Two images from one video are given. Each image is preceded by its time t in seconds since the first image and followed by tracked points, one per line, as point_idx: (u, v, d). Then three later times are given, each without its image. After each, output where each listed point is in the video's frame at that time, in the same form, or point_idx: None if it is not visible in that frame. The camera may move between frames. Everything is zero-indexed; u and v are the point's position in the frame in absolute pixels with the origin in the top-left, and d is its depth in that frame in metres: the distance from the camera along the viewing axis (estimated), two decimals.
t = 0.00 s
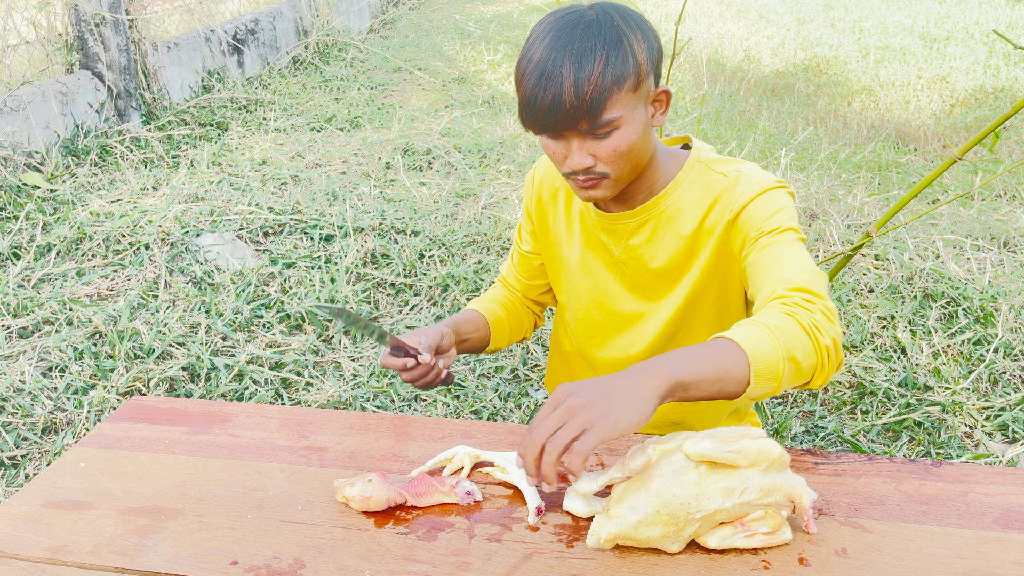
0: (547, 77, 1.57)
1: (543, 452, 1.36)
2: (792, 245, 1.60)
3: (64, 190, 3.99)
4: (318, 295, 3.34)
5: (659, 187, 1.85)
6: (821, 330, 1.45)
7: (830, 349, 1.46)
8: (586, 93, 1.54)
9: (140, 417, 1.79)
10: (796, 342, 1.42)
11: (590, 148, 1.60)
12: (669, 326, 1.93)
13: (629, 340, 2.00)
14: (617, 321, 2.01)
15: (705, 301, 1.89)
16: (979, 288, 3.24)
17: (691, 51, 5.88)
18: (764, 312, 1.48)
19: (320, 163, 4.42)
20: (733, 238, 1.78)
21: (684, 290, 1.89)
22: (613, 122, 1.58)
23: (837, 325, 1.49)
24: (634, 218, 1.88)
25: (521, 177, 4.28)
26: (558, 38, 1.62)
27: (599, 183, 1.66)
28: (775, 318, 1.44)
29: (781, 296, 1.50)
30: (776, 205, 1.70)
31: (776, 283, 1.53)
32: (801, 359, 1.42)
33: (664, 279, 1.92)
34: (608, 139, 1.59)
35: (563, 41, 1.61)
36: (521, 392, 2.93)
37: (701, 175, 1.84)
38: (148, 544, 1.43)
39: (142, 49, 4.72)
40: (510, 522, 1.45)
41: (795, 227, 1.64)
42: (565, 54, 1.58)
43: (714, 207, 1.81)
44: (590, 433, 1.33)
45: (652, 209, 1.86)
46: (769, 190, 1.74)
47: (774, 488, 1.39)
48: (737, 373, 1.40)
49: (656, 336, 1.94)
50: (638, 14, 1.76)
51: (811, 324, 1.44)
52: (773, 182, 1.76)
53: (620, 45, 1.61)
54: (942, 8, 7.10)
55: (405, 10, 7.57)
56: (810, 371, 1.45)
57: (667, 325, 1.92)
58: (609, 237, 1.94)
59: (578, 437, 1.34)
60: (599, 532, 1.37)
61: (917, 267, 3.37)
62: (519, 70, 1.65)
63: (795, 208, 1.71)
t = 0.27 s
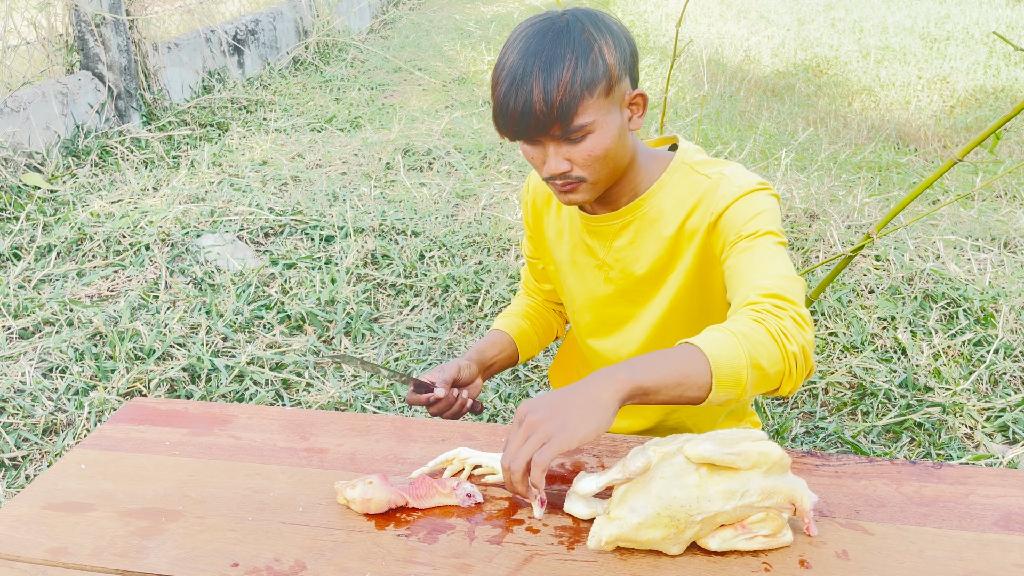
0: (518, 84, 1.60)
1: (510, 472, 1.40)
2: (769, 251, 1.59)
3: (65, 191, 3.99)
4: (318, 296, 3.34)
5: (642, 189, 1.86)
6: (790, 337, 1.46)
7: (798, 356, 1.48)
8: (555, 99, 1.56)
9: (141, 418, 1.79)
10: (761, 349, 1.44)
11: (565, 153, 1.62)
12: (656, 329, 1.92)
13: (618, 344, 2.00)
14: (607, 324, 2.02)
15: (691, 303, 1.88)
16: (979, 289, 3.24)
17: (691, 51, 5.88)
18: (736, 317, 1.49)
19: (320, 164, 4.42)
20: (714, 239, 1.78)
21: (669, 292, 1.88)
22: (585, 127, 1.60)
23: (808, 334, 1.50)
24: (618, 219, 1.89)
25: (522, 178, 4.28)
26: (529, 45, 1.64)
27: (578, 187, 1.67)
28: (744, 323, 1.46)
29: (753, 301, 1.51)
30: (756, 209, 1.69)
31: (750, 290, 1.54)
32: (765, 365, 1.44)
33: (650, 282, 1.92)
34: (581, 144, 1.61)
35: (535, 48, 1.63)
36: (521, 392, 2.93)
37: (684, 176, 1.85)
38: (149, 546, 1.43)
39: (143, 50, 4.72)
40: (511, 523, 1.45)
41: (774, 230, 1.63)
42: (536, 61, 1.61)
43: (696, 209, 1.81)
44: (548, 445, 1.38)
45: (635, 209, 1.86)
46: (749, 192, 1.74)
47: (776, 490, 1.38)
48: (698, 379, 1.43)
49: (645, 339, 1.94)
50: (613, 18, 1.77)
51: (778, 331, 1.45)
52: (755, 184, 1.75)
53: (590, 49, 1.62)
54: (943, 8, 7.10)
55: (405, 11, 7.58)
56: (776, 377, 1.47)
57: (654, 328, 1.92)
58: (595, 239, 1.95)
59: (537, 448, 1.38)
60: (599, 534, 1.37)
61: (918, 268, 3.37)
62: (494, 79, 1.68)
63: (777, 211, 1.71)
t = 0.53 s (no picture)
0: (506, 86, 1.60)
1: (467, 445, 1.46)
2: (747, 255, 1.60)
3: (64, 191, 3.99)
4: (318, 296, 3.34)
5: (632, 188, 1.86)
6: (753, 345, 1.48)
7: (760, 364, 1.48)
8: (542, 100, 1.56)
9: (140, 419, 1.79)
10: (720, 352, 1.46)
11: (554, 152, 1.61)
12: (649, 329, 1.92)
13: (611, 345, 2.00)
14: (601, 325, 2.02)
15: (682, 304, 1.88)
16: (979, 289, 3.24)
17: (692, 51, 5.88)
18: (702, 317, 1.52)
19: (320, 164, 4.42)
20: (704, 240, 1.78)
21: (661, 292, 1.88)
22: (573, 127, 1.60)
23: (776, 342, 1.51)
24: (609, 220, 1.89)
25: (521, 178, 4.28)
26: (516, 47, 1.64)
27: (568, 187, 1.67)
28: (709, 325, 1.49)
29: (723, 305, 1.53)
30: (739, 212, 1.70)
31: (722, 293, 1.56)
32: (722, 367, 1.46)
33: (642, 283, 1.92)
34: (570, 143, 1.61)
35: (521, 49, 1.63)
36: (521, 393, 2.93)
37: (673, 176, 1.85)
38: (147, 547, 1.43)
39: (143, 50, 4.72)
40: (510, 524, 1.45)
41: (754, 233, 1.64)
42: (523, 62, 1.61)
43: (685, 210, 1.81)
44: (506, 429, 1.42)
45: (626, 210, 1.86)
46: (738, 195, 1.74)
47: (775, 492, 1.38)
48: (651, 376, 1.47)
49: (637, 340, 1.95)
50: (599, 18, 1.77)
51: (742, 337, 1.47)
52: (743, 187, 1.76)
53: (577, 50, 1.62)
54: (943, 7, 7.10)
55: (405, 11, 7.58)
56: (735, 381, 1.49)
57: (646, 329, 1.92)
58: (587, 240, 1.95)
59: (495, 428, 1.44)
60: (599, 535, 1.37)
61: (918, 268, 3.37)
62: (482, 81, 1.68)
63: (761, 215, 1.71)
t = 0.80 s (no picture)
0: (499, 86, 1.59)
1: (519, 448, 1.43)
2: (757, 266, 1.60)
3: (63, 190, 3.99)
4: (316, 296, 3.33)
5: (623, 186, 1.86)
6: (775, 359, 1.50)
7: (779, 377, 1.51)
8: (536, 99, 1.56)
9: (136, 419, 1.79)
10: (747, 364, 1.46)
11: (547, 151, 1.61)
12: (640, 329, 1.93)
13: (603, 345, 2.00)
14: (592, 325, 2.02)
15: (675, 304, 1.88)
16: (978, 289, 3.23)
17: (691, 50, 5.88)
18: (729, 326, 1.51)
19: (319, 163, 4.41)
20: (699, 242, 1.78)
21: (654, 292, 1.88)
22: (566, 126, 1.59)
23: (792, 356, 1.54)
24: (601, 219, 1.88)
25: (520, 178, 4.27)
26: (508, 47, 1.64)
27: (560, 185, 1.67)
28: (737, 335, 1.48)
29: (747, 315, 1.52)
30: (737, 220, 1.70)
31: (742, 302, 1.55)
32: (747, 380, 1.47)
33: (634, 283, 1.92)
34: (563, 142, 1.60)
35: (514, 49, 1.63)
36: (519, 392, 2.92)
37: (666, 176, 1.85)
38: (142, 547, 1.42)
39: (142, 49, 4.72)
40: (506, 524, 1.44)
41: (761, 242, 1.65)
42: (515, 62, 1.61)
43: (679, 211, 1.81)
44: (566, 422, 1.41)
45: (619, 209, 1.86)
46: (734, 199, 1.75)
47: (772, 491, 1.38)
48: (683, 380, 1.47)
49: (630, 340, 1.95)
50: (590, 17, 1.77)
51: (766, 351, 1.48)
52: (740, 191, 1.76)
53: (569, 49, 1.62)
54: (943, 7, 7.10)
55: (405, 10, 7.57)
56: (755, 393, 1.50)
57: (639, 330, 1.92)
58: (579, 238, 1.95)
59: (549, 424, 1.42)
60: (595, 535, 1.36)
61: (917, 268, 3.36)
62: (474, 80, 1.68)
63: (760, 221, 1.73)
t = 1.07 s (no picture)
0: (509, 83, 1.58)
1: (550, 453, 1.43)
2: (764, 268, 1.61)
3: (60, 190, 3.98)
4: (313, 296, 3.33)
5: (624, 185, 1.86)
6: (786, 360, 1.50)
7: (790, 379, 1.52)
8: (546, 97, 1.55)
9: (131, 419, 1.79)
10: (761, 366, 1.46)
11: (553, 150, 1.61)
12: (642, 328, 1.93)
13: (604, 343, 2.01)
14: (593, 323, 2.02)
15: (678, 303, 1.88)
16: (976, 289, 3.23)
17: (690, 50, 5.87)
18: (741, 329, 1.51)
19: (317, 163, 4.41)
20: (702, 241, 1.79)
21: (657, 290, 1.88)
22: (575, 124, 1.59)
23: (802, 357, 1.55)
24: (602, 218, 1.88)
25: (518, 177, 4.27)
26: (517, 44, 1.62)
27: (564, 184, 1.66)
28: (750, 338, 1.48)
29: (758, 318, 1.52)
30: (740, 220, 1.71)
31: (754, 303, 1.55)
32: (761, 381, 1.47)
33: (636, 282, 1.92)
34: (570, 141, 1.60)
35: (523, 46, 1.62)
36: (516, 392, 2.93)
37: (667, 174, 1.85)
38: (135, 547, 1.42)
39: (140, 49, 4.71)
40: (499, 525, 1.44)
41: (766, 241, 1.66)
42: (525, 59, 1.59)
43: (681, 210, 1.81)
44: (595, 429, 1.39)
45: (620, 208, 1.86)
46: (737, 199, 1.75)
47: (765, 492, 1.37)
48: (699, 382, 1.45)
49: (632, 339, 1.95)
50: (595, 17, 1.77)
51: (778, 352, 1.48)
52: (743, 189, 1.76)
53: (577, 48, 1.62)
54: (943, 7, 7.09)
55: (404, 10, 7.57)
56: (767, 394, 1.51)
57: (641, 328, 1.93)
58: (579, 237, 1.94)
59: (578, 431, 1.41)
60: (588, 535, 1.36)
61: (914, 268, 3.36)
62: (480, 77, 1.66)
63: (764, 220, 1.73)
